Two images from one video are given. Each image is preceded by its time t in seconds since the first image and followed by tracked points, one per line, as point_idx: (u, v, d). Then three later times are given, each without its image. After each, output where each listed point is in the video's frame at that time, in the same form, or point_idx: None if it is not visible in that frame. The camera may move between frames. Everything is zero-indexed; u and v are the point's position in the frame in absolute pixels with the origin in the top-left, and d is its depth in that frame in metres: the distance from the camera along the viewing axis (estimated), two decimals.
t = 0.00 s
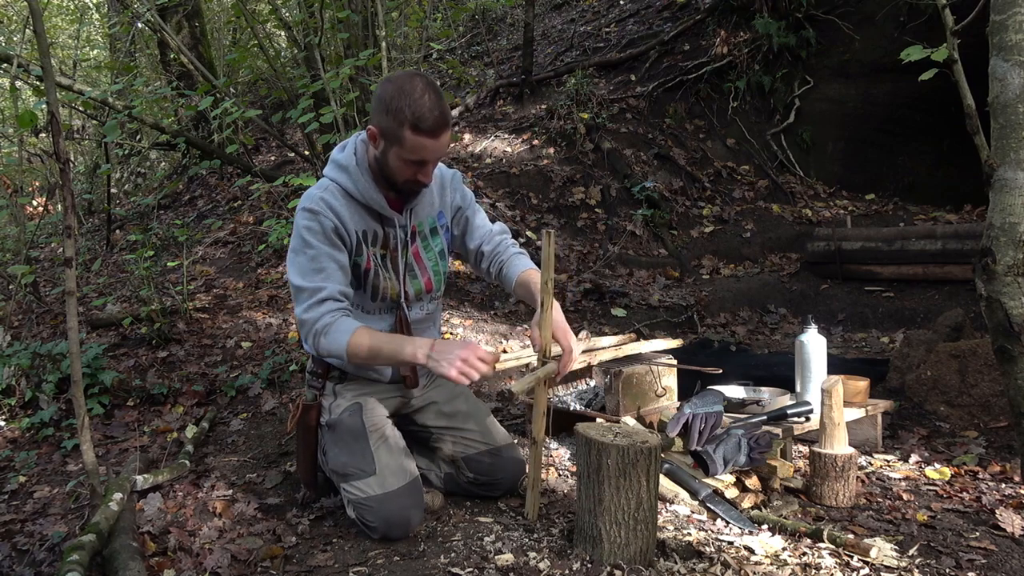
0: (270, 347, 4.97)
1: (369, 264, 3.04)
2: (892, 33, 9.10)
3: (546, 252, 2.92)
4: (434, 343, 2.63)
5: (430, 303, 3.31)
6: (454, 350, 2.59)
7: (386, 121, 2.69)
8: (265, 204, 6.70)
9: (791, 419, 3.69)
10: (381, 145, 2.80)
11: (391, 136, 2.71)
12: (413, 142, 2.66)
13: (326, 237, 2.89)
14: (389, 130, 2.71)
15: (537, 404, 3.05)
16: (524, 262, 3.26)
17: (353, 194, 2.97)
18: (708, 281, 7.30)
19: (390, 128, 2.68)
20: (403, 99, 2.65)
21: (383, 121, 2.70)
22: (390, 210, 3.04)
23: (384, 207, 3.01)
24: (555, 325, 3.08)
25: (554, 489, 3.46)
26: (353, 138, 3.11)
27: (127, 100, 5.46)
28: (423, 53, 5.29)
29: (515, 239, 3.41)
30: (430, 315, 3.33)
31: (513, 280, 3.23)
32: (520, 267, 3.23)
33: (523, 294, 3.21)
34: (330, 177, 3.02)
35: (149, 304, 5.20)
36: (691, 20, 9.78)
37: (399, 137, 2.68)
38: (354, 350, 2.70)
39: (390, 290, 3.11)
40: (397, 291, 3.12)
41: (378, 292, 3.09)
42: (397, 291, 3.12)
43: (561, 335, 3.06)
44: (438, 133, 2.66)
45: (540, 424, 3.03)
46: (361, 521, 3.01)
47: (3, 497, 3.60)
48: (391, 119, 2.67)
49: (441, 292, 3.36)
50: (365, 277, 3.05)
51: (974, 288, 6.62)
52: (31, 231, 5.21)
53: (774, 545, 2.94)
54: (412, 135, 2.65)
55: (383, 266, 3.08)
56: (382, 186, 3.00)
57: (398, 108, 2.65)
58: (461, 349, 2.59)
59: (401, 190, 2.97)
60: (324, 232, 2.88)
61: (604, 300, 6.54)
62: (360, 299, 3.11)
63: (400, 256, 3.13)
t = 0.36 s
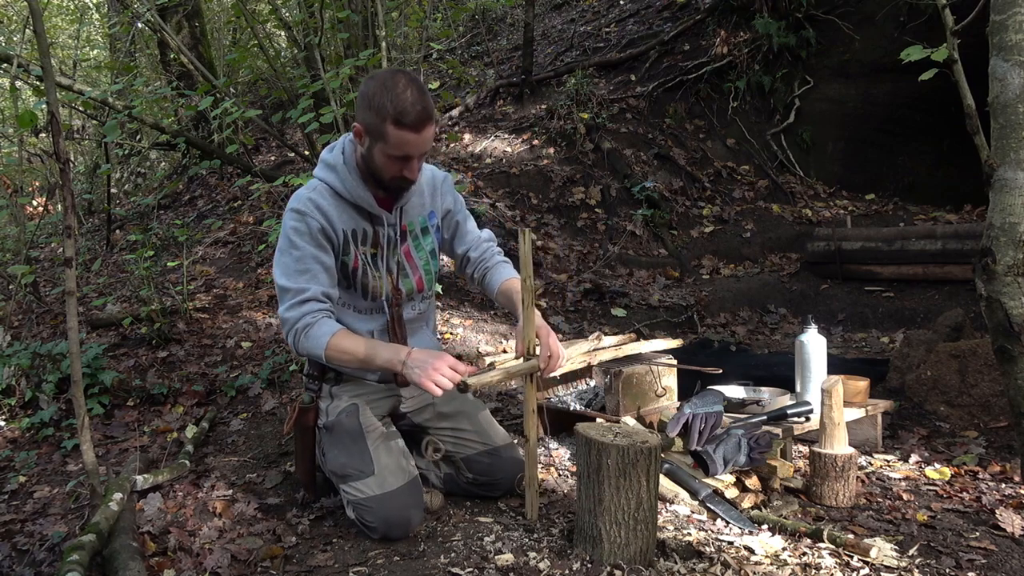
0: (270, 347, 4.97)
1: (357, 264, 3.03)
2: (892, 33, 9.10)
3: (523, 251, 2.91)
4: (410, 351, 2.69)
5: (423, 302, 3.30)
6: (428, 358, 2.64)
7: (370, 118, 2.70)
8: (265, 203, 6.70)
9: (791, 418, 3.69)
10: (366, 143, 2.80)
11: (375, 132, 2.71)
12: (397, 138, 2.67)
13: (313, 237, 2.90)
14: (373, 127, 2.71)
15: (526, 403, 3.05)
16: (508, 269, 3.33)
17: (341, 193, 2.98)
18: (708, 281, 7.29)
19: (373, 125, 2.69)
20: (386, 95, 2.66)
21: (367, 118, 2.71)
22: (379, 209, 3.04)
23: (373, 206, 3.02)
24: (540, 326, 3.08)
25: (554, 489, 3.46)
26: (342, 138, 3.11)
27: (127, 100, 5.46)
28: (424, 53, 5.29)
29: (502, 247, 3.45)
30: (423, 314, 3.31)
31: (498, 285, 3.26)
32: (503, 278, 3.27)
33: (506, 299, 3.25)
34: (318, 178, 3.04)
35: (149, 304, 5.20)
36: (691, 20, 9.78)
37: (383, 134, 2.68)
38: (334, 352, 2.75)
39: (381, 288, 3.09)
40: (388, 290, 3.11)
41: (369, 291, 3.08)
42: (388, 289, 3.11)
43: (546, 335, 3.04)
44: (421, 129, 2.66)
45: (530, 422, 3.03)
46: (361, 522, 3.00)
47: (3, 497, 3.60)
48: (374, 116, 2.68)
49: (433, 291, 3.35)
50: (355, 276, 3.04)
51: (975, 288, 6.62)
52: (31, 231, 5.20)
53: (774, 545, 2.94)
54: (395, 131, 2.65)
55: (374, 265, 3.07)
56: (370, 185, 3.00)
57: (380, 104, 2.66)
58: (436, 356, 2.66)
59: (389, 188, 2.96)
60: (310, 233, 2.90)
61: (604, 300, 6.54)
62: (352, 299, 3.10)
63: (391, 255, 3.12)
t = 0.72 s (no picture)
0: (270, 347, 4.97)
1: (352, 262, 3.04)
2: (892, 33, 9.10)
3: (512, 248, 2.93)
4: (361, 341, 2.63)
5: (419, 302, 3.30)
6: (376, 348, 2.58)
7: (370, 111, 2.69)
8: (265, 204, 6.70)
9: (791, 419, 3.68)
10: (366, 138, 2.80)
11: (375, 128, 2.71)
12: (396, 132, 2.66)
13: (302, 232, 2.89)
14: (373, 122, 2.71)
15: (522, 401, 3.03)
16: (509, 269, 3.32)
17: (338, 190, 2.98)
18: (708, 281, 7.29)
19: (374, 118, 2.69)
20: (388, 90, 2.66)
21: (368, 112, 2.71)
22: (375, 207, 3.05)
23: (370, 204, 3.02)
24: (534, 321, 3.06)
25: (554, 489, 3.46)
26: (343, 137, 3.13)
27: (127, 100, 5.46)
28: (424, 53, 5.29)
29: (504, 246, 3.43)
30: (419, 316, 3.30)
31: (499, 287, 3.26)
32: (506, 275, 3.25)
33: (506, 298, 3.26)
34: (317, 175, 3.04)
35: (150, 304, 5.20)
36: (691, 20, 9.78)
37: (382, 129, 2.68)
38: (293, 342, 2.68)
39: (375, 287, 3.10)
40: (383, 288, 3.11)
41: (363, 290, 3.09)
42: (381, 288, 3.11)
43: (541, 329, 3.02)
44: (420, 125, 2.66)
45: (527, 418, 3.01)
46: (361, 522, 3.00)
47: (3, 497, 3.60)
48: (375, 110, 2.67)
49: (430, 292, 3.35)
50: (349, 274, 3.04)
51: (974, 288, 6.62)
52: (31, 231, 5.20)
53: (774, 545, 2.94)
54: (394, 125, 2.64)
55: (368, 264, 3.08)
56: (368, 184, 3.01)
57: (382, 98, 2.66)
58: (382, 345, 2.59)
59: (387, 185, 2.97)
60: (299, 228, 2.89)
61: (604, 300, 6.54)
62: (344, 297, 3.10)
63: (385, 254, 3.13)
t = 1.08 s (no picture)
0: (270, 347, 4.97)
1: (353, 264, 3.05)
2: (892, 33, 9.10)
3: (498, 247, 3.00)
4: (336, 331, 2.62)
5: (419, 304, 3.31)
6: (354, 338, 2.58)
7: (376, 114, 2.70)
8: (265, 204, 6.70)
9: (791, 418, 3.68)
10: (369, 140, 2.80)
11: (380, 130, 2.71)
12: (401, 136, 2.66)
13: (299, 233, 2.88)
14: (378, 124, 2.71)
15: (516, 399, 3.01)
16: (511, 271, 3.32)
17: (341, 192, 2.99)
18: (708, 281, 7.29)
19: (379, 120, 2.69)
20: (395, 93, 2.66)
21: (374, 115, 2.71)
22: (377, 209, 3.05)
23: (371, 206, 3.02)
24: (526, 318, 3.04)
25: (554, 489, 3.46)
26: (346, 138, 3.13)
27: (127, 100, 5.46)
28: (424, 53, 5.30)
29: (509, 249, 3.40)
30: (419, 317, 3.31)
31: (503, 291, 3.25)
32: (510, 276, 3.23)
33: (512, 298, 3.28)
34: (319, 176, 3.04)
35: (150, 304, 5.20)
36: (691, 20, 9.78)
37: (388, 132, 2.68)
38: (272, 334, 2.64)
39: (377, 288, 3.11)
40: (384, 289, 3.13)
41: (364, 291, 3.10)
42: (381, 290, 3.12)
43: (533, 324, 2.99)
44: (426, 129, 2.66)
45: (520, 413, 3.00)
46: (361, 521, 3.01)
47: (3, 497, 3.60)
48: (381, 112, 2.68)
49: (430, 292, 3.35)
50: (350, 275, 3.05)
51: (974, 287, 6.62)
52: (31, 231, 5.20)
53: (774, 545, 2.94)
54: (399, 128, 2.64)
55: (369, 265, 3.09)
56: (370, 185, 3.01)
57: (389, 101, 2.66)
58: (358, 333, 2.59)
59: (389, 188, 2.97)
60: (296, 227, 2.88)
61: (604, 300, 6.54)
62: (342, 298, 3.11)
63: (385, 256, 3.13)
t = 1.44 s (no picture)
0: (270, 347, 4.97)
1: (365, 272, 3.01)
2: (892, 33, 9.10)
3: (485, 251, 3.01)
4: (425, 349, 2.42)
5: (423, 307, 3.32)
6: (446, 353, 2.38)
7: (384, 126, 2.65)
8: (265, 204, 6.70)
9: (791, 419, 3.68)
10: (376, 150, 2.76)
11: (388, 141, 2.67)
12: (411, 148, 2.63)
13: (322, 238, 2.79)
14: (386, 135, 2.68)
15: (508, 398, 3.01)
16: (509, 273, 3.33)
17: (349, 200, 2.94)
18: (708, 281, 7.29)
19: (387, 132, 2.65)
20: (400, 103, 2.62)
21: (380, 126, 2.67)
22: (384, 216, 3.03)
23: (378, 213, 2.99)
24: (519, 319, 3.04)
25: (554, 489, 3.46)
26: (343, 142, 3.07)
27: (127, 100, 5.46)
28: (424, 53, 5.30)
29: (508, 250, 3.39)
30: (421, 320, 3.33)
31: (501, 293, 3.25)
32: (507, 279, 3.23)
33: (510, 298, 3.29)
34: (323, 183, 2.97)
35: (150, 304, 5.20)
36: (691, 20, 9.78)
37: (398, 143, 2.64)
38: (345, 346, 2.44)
39: (386, 294, 3.10)
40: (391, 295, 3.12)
41: (373, 298, 3.07)
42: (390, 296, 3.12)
43: (523, 324, 2.98)
44: (436, 140, 2.64)
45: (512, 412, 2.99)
46: (361, 521, 3.01)
47: (3, 497, 3.60)
48: (390, 124, 2.63)
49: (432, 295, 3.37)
50: (361, 284, 3.01)
51: (974, 288, 6.62)
52: (31, 231, 5.20)
53: (774, 545, 2.94)
54: (410, 139, 2.61)
55: (378, 272, 3.07)
56: (376, 192, 2.98)
57: (397, 112, 2.61)
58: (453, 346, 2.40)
59: (395, 195, 2.93)
60: (320, 233, 2.79)
61: (604, 300, 6.54)
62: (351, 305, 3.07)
63: (392, 262, 3.12)
